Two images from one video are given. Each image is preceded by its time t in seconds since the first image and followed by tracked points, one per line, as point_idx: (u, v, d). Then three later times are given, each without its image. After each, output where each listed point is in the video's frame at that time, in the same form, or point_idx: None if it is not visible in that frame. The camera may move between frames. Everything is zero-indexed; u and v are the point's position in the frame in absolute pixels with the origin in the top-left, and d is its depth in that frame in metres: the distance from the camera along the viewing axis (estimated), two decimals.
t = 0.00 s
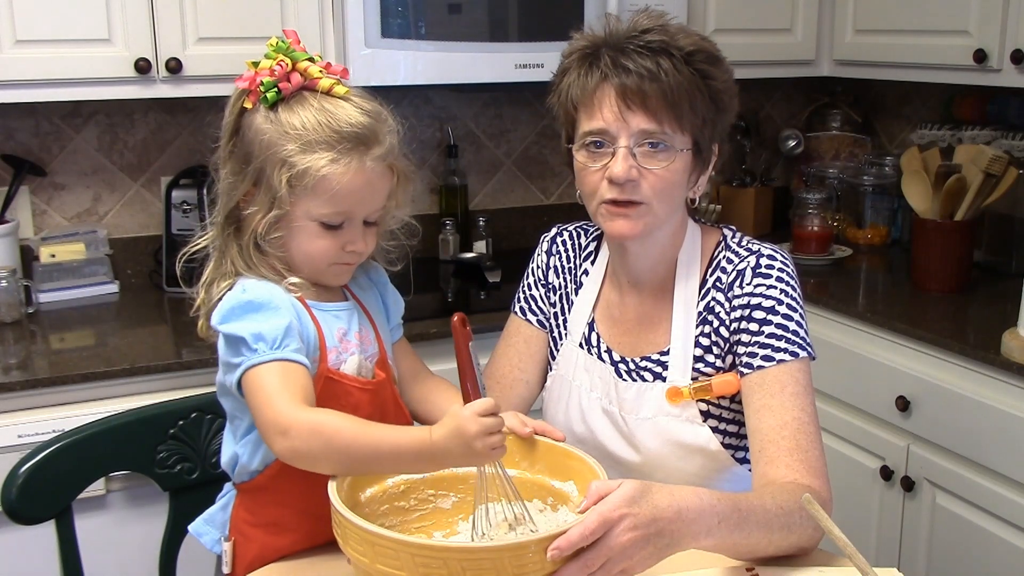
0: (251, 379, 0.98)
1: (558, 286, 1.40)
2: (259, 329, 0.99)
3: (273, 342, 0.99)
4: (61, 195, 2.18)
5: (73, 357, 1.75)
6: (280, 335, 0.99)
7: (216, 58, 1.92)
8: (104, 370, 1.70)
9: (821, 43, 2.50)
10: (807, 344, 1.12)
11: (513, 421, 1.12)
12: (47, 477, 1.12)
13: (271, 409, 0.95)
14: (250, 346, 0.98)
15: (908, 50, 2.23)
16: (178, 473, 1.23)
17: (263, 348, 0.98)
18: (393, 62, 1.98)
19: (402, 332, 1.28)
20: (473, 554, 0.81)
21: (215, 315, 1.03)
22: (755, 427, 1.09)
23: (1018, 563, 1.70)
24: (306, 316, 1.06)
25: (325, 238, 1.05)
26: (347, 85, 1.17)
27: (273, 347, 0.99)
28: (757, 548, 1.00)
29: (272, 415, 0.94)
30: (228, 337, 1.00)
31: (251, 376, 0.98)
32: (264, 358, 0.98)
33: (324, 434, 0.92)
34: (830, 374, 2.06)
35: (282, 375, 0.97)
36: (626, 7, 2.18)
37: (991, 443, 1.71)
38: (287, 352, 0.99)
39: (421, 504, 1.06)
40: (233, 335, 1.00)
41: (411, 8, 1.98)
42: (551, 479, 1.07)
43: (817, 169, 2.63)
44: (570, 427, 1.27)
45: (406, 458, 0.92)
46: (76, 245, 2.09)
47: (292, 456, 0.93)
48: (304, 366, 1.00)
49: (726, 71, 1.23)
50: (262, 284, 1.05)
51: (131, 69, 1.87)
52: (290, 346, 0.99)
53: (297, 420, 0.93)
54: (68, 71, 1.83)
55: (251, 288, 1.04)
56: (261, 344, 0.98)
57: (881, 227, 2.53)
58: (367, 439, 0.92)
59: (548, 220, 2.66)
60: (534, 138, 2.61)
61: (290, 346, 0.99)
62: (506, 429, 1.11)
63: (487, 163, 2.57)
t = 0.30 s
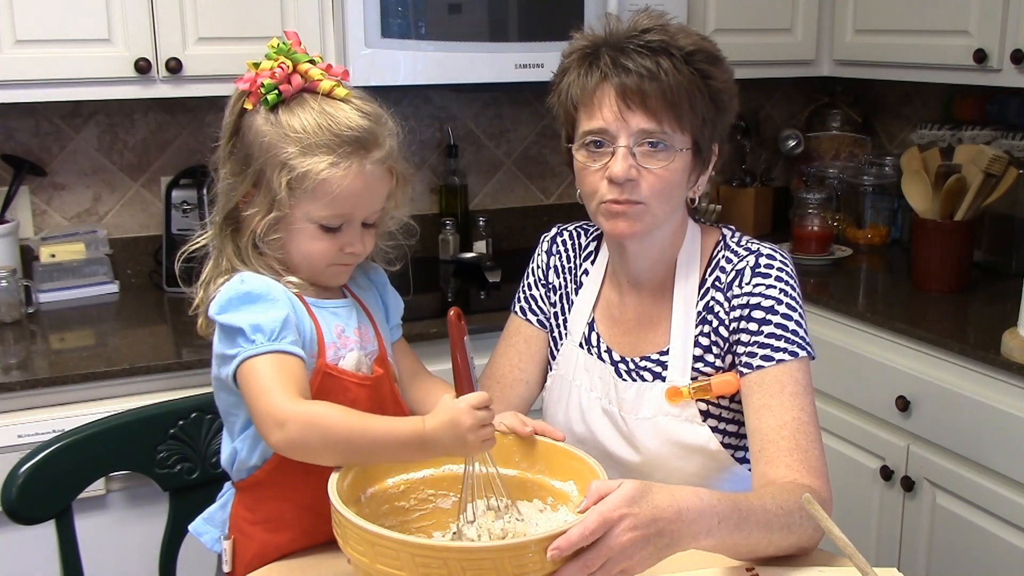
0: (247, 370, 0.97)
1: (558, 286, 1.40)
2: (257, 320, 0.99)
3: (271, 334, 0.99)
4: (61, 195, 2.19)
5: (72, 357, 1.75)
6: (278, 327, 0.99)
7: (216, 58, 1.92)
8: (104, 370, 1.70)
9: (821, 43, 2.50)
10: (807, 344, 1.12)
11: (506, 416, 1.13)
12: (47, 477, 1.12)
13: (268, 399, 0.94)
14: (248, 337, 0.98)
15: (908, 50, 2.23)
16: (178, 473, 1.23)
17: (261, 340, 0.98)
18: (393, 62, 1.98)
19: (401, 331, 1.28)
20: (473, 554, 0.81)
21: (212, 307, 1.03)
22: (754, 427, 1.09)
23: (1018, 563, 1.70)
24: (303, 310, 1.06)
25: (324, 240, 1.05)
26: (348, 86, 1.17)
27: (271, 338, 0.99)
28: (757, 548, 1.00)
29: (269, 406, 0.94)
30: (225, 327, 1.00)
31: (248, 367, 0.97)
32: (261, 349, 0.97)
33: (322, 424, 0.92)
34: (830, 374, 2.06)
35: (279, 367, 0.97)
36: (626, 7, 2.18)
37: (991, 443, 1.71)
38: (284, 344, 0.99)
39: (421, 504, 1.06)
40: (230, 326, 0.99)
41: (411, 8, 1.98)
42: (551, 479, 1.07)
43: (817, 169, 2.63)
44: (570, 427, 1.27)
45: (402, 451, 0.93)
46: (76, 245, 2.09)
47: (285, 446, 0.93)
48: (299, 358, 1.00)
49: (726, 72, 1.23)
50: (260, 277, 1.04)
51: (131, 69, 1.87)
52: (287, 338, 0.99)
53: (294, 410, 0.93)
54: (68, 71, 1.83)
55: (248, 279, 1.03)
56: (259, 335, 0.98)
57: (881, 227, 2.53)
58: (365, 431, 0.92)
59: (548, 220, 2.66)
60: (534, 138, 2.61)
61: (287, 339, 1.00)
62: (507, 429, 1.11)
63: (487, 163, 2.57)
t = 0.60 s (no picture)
0: (241, 364, 0.97)
1: (557, 286, 1.40)
2: (252, 315, 1.00)
3: (265, 328, 0.99)
4: (61, 195, 2.19)
5: (72, 357, 1.75)
6: (273, 322, 0.99)
7: (216, 58, 1.92)
8: (104, 370, 1.70)
9: (821, 44, 2.50)
10: (807, 344, 1.12)
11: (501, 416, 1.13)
12: (47, 476, 1.12)
13: (261, 391, 0.94)
14: (243, 332, 0.99)
15: (908, 50, 2.23)
16: (178, 473, 1.23)
17: (255, 333, 0.98)
18: (393, 62, 1.98)
19: (398, 330, 1.28)
20: (473, 554, 0.81)
21: (208, 306, 1.03)
22: (754, 427, 1.09)
23: (1018, 563, 1.70)
24: (300, 309, 1.06)
25: (320, 239, 1.06)
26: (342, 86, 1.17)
27: (265, 333, 0.99)
28: (757, 549, 1.00)
29: (263, 398, 0.94)
30: (220, 325, 1.00)
31: (242, 361, 0.97)
32: (254, 343, 0.98)
33: (314, 416, 0.92)
34: (830, 374, 2.06)
35: (272, 360, 0.97)
36: (626, 7, 2.18)
37: (991, 443, 1.71)
38: (277, 339, 0.99)
39: (421, 504, 1.06)
40: (225, 322, 1.00)
41: (411, 8, 1.98)
42: (551, 479, 1.07)
43: (817, 169, 2.63)
44: (569, 427, 1.27)
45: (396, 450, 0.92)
46: (76, 245, 2.09)
47: (277, 438, 0.92)
48: (292, 355, 1.00)
49: (725, 70, 1.23)
50: (257, 278, 1.05)
51: (131, 69, 1.87)
52: (281, 335, 1.00)
53: (287, 402, 0.93)
54: (68, 71, 1.83)
55: (246, 281, 1.04)
56: (252, 329, 0.99)
57: (881, 227, 2.53)
58: (355, 425, 0.92)
59: (548, 220, 2.66)
60: (534, 137, 2.61)
61: (281, 334, 1.00)
62: (508, 429, 1.11)
63: (487, 163, 2.57)
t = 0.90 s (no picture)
0: (231, 360, 0.97)
1: (555, 285, 1.39)
2: (246, 313, 1.00)
3: (257, 325, 0.99)
4: (61, 195, 2.19)
5: (73, 357, 1.75)
6: (265, 320, 1.00)
7: (216, 59, 1.92)
8: (104, 370, 1.70)
9: (821, 44, 2.50)
10: (805, 345, 1.12)
11: (501, 416, 1.14)
12: (47, 477, 1.12)
13: (250, 386, 0.94)
14: (235, 328, 0.99)
15: (908, 50, 2.23)
16: (177, 473, 1.23)
17: (247, 330, 0.98)
18: (393, 62, 1.98)
19: (394, 327, 1.28)
20: (472, 554, 0.81)
21: (202, 307, 1.03)
22: (753, 427, 1.09)
23: (1018, 563, 1.70)
24: (296, 310, 1.06)
25: (313, 242, 1.05)
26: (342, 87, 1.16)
27: (257, 330, 0.99)
28: (757, 549, 1.00)
29: (250, 394, 0.94)
30: (213, 324, 1.00)
31: (233, 358, 0.97)
32: (245, 340, 0.98)
33: (301, 411, 0.91)
34: (830, 374, 2.06)
35: (263, 358, 0.97)
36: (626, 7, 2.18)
37: (991, 443, 1.71)
38: (268, 337, 0.99)
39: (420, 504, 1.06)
40: (217, 320, 1.00)
41: (411, 8, 1.98)
42: (551, 480, 1.07)
43: (817, 169, 2.63)
44: (567, 426, 1.27)
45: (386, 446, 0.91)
46: (76, 245, 2.09)
47: (262, 433, 0.92)
48: (283, 355, 1.00)
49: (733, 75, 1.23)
50: (251, 279, 1.04)
51: (131, 69, 1.87)
52: (272, 334, 1.00)
53: (275, 398, 0.92)
54: (68, 72, 1.83)
55: (240, 282, 1.04)
56: (245, 326, 0.99)
57: (881, 227, 2.53)
58: (342, 421, 0.91)
59: (548, 220, 2.66)
60: (534, 137, 2.61)
61: (273, 334, 1.00)
62: (507, 429, 1.11)
63: (487, 163, 2.57)
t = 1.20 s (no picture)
0: (223, 349, 0.97)
1: (553, 285, 1.39)
2: (241, 305, 1.00)
3: (252, 317, 0.99)
4: (61, 195, 2.18)
5: (73, 357, 1.75)
6: (260, 313, 1.00)
7: (216, 59, 1.92)
8: (104, 370, 1.70)
9: (821, 44, 2.50)
10: (804, 345, 1.12)
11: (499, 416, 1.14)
12: (47, 477, 1.12)
13: (240, 372, 0.94)
14: (229, 320, 0.99)
15: (908, 50, 2.23)
16: (178, 473, 1.23)
17: (242, 321, 0.99)
18: (393, 62, 1.98)
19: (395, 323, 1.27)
20: (472, 554, 0.81)
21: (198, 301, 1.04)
22: (752, 427, 1.09)
23: (1018, 563, 1.70)
24: (295, 310, 1.07)
25: (313, 243, 1.06)
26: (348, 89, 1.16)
27: (251, 321, 0.99)
28: (757, 549, 1.00)
29: (238, 382, 0.93)
30: (208, 317, 1.00)
31: (226, 348, 0.97)
32: (238, 330, 0.98)
33: (288, 396, 0.91)
34: (830, 374, 2.06)
35: (256, 347, 0.97)
36: (626, 7, 2.18)
37: (991, 443, 1.71)
38: (262, 329, 0.99)
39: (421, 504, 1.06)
40: (213, 312, 1.00)
41: (411, 8, 1.98)
42: (551, 479, 1.07)
43: (817, 169, 2.63)
44: (566, 426, 1.27)
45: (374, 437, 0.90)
46: (76, 245, 2.09)
47: (249, 418, 0.91)
48: (277, 349, 0.99)
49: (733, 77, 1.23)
50: (250, 277, 1.05)
51: (131, 69, 1.87)
52: (267, 327, 1.00)
53: (264, 383, 0.92)
54: (68, 72, 1.83)
55: (238, 279, 1.04)
56: (239, 317, 0.99)
57: (881, 227, 2.53)
58: (329, 408, 0.91)
59: (548, 220, 2.66)
60: (534, 137, 2.61)
61: (268, 327, 1.00)
62: (507, 429, 1.11)
63: (487, 163, 2.57)
